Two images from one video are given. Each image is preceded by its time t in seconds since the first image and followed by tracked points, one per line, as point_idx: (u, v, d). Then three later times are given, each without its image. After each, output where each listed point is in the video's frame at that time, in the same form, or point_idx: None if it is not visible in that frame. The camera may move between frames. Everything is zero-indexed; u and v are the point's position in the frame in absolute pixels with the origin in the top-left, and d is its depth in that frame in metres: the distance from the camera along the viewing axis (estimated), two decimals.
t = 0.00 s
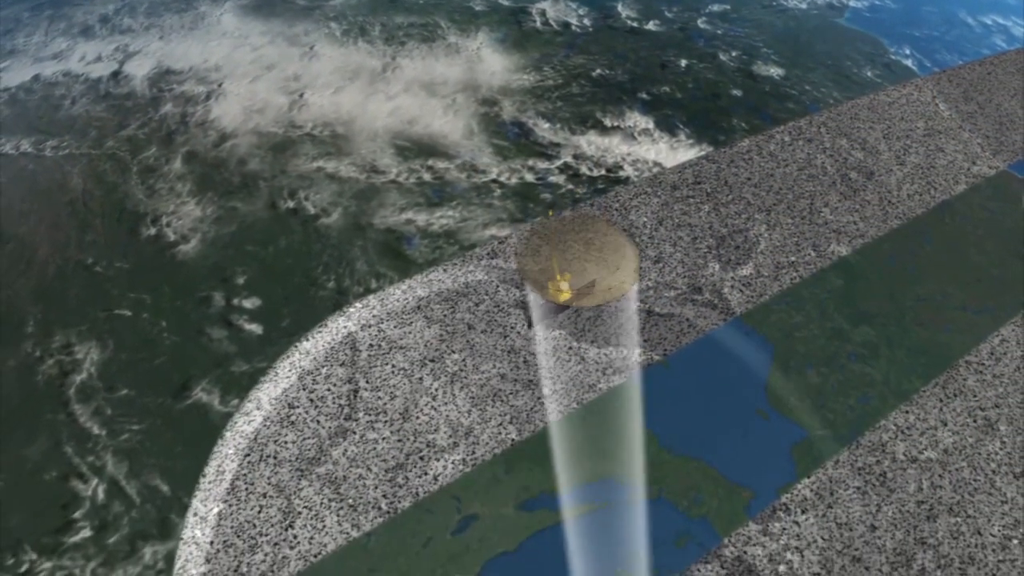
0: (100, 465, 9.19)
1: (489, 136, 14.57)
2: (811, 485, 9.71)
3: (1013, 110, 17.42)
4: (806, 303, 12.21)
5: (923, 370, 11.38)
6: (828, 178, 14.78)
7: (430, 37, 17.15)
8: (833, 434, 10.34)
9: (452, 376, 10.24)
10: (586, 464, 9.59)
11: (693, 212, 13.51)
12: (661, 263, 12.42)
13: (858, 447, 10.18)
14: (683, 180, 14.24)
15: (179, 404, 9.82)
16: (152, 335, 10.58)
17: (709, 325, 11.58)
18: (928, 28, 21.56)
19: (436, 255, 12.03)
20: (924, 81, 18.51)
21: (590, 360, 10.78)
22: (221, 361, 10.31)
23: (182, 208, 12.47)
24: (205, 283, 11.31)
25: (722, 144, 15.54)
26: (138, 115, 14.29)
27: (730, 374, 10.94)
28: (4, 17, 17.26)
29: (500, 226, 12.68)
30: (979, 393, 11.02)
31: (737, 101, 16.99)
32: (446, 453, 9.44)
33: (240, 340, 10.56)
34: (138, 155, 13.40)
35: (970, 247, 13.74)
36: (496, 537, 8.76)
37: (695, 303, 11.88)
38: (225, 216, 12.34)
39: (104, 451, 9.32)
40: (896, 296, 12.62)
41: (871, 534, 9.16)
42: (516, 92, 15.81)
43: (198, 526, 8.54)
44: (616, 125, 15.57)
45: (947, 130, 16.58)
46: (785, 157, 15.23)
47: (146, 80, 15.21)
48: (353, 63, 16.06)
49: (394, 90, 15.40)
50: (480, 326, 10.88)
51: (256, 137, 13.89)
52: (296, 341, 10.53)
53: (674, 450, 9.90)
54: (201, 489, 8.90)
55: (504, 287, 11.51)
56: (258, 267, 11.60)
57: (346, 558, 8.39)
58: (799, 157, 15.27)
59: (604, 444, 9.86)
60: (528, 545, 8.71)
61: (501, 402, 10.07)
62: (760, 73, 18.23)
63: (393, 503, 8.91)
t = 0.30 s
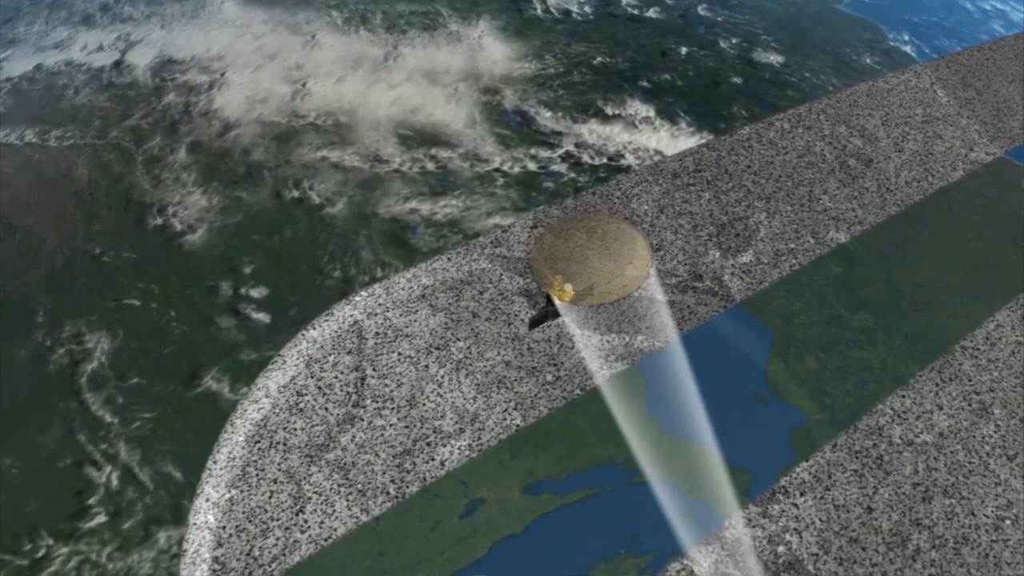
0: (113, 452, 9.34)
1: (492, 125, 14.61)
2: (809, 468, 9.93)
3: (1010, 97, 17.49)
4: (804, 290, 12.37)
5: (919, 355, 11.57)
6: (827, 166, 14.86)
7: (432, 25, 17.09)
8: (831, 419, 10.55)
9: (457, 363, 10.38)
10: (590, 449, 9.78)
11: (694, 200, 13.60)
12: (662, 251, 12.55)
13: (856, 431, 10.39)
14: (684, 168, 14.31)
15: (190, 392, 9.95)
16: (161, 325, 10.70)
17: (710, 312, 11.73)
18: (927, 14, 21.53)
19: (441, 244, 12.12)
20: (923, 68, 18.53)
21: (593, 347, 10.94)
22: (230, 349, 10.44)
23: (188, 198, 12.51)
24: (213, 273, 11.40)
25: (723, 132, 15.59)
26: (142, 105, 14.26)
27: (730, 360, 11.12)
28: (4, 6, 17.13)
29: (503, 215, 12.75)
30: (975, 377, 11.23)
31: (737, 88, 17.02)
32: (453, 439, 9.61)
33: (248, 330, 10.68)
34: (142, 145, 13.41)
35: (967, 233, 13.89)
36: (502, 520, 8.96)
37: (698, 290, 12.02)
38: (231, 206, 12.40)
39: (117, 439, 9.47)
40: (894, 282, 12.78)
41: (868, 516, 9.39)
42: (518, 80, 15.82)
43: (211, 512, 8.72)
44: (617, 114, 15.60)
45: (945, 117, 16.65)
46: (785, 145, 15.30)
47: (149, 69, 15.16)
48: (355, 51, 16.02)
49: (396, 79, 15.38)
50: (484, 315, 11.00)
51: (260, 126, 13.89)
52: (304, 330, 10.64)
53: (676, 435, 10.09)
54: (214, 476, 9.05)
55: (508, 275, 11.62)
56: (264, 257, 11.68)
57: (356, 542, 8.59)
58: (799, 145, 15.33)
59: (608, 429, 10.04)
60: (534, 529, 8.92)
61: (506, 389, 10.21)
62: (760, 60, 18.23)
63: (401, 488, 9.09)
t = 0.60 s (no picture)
0: (128, 438, 9.52)
1: (494, 113, 14.67)
2: (806, 449, 10.19)
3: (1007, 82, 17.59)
4: (803, 276, 12.56)
5: (915, 339, 11.80)
6: (826, 153, 14.99)
7: (433, 13, 17.06)
8: (828, 402, 10.79)
9: (463, 350, 10.56)
10: (593, 433, 10.00)
11: (694, 187, 13.73)
12: (663, 239, 12.70)
13: (852, 414, 10.64)
14: (685, 156, 14.41)
15: (201, 379, 10.12)
16: (171, 314, 10.83)
17: (710, 298, 11.92)
18: None
19: (445, 232, 12.24)
20: (920, 54, 18.59)
21: (595, 333, 11.16)
22: (240, 337, 10.59)
23: (195, 187, 12.58)
24: (220, 262, 11.52)
25: (723, 119, 15.67)
26: (146, 95, 14.26)
27: (730, 345, 11.33)
28: None
29: (506, 203, 12.87)
30: (969, 361, 11.48)
31: (737, 75, 17.07)
32: (459, 424, 9.81)
33: (257, 318, 10.83)
34: (148, 135, 13.44)
35: (963, 219, 14.08)
36: (508, 503, 9.19)
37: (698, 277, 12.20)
38: (237, 195, 12.48)
39: (131, 426, 9.64)
40: (890, 267, 12.98)
41: (863, 496, 9.67)
42: (520, 68, 15.84)
43: (225, 495, 8.93)
44: (618, 102, 15.66)
45: (942, 103, 16.75)
46: (785, 132, 15.40)
47: (152, 58, 15.13)
48: (357, 40, 16.00)
49: (399, 67, 15.39)
50: (489, 302, 11.16)
51: (264, 115, 13.92)
52: (311, 317, 10.78)
53: (677, 419, 10.31)
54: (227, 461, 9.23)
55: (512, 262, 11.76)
56: (271, 246, 11.79)
57: (366, 524, 8.82)
58: (798, 132, 15.44)
59: (610, 413, 10.26)
60: (539, 511, 9.15)
61: (511, 375, 10.40)
62: (760, 47, 18.27)
63: (409, 472, 9.30)
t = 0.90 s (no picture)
0: (143, 425, 9.73)
1: (496, 102, 14.74)
2: (803, 431, 10.46)
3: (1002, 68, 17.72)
4: (800, 262, 12.77)
5: (909, 323, 12.06)
6: (824, 139, 15.13)
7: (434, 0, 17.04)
8: (825, 385, 11.06)
9: (468, 337, 10.75)
10: (596, 417, 10.24)
11: (694, 174, 13.88)
12: (664, 226, 12.86)
13: (848, 396, 10.92)
14: (686, 144, 14.53)
15: (212, 366, 10.30)
16: (181, 302, 10.99)
17: (710, 284, 12.12)
18: None
19: (449, 220, 12.37)
20: (918, 39, 18.66)
21: (597, 319, 11.38)
22: (249, 325, 10.76)
23: (201, 177, 12.67)
24: (229, 252, 11.65)
25: (723, 107, 15.76)
26: (150, 84, 14.27)
27: (729, 330, 11.56)
28: None
29: (509, 191, 13.00)
30: (962, 344, 11.75)
31: (737, 62, 17.15)
32: (465, 409, 10.04)
33: (266, 305, 10.99)
34: (153, 125, 13.48)
35: (958, 204, 14.30)
36: (514, 485, 9.44)
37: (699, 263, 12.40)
38: (243, 184, 12.58)
39: (145, 412, 9.84)
40: (886, 253, 13.20)
41: (859, 476, 9.96)
42: (521, 56, 15.89)
43: (238, 479, 9.15)
44: (619, 90, 15.74)
45: (939, 89, 16.88)
46: (784, 119, 15.52)
47: (155, 47, 15.10)
48: (358, 28, 15.99)
49: (401, 56, 15.42)
50: (493, 289, 11.33)
51: (268, 105, 13.96)
52: (319, 305, 10.95)
53: (678, 403, 10.56)
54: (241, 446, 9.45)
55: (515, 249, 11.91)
56: (278, 235, 11.92)
57: (376, 506, 9.06)
58: (797, 119, 15.56)
59: (613, 397, 10.50)
60: (545, 492, 9.41)
61: (515, 361, 10.62)
62: (759, 34, 18.32)
63: (418, 455, 9.54)
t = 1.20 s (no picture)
0: (158, 411, 9.95)
1: (498, 91, 14.84)
2: (799, 413, 10.77)
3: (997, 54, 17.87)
4: (797, 248, 13.01)
5: (902, 308, 12.34)
6: (821, 126, 15.31)
7: None
8: (820, 368, 11.35)
9: (473, 323, 10.98)
10: (597, 401, 10.50)
11: (693, 162, 14.06)
12: (664, 213, 13.04)
13: (843, 379, 11.22)
14: (685, 132, 14.68)
15: (224, 354, 10.50)
16: (192, 291, 11.16)
17: (709, 270, 12.36)
18: None
19: (453, 209, 12.53)
20: (914, 25, 18.75)
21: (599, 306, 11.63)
22: (259, 313, 10.96)
23: (208, 167, 12.78)
24: (237, 241, 11.80)
25: (722, 94, 15.89)
26: (155, 74, 14.30)
27: (727, 315, 11.81)
28: None
29: (512, 180, 13.16)
30: (954, 328, 12.05)
31: (735, 50, 17.25)
32: (471, 393, 10.30)
33: (276, 294, 11.18)
34: (160, 115, 13.55)
35: (952, 190, 14.53)
36: (519, 467, 9.72)
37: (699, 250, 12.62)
38: (249, 174, 12.70)
39: (160, 399, 10.05)
40: (881, 238, 13.45)
41: (853, 457, 10.28)
42: (523, 45, 15.96)
43: (252, 463, 9.39)
44: (619, 78, 15.84)
45: (935, 75, 17.03)
46: (782, 107, 15.67)
47: (158, 37, 15.11)
48: (360, 17, 16.01)
49: (404, 45, 15.46)
50: (497, 276, 11.54)
51: (272, 94, 14.03)
52: (326, 293, 11.14)
53: (677, 387, 10.83)
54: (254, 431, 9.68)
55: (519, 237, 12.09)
56: (285, 224, 12.07)
57: (386, 487, 9.33)
58: (795, 106, 15.72)
59: (614, 381, 10.76)
60: (549, 474, 9.69)
61: (519, 347, 10.86)
62: (757, 21, 18.41)
63: (425, 439, 9.80)
